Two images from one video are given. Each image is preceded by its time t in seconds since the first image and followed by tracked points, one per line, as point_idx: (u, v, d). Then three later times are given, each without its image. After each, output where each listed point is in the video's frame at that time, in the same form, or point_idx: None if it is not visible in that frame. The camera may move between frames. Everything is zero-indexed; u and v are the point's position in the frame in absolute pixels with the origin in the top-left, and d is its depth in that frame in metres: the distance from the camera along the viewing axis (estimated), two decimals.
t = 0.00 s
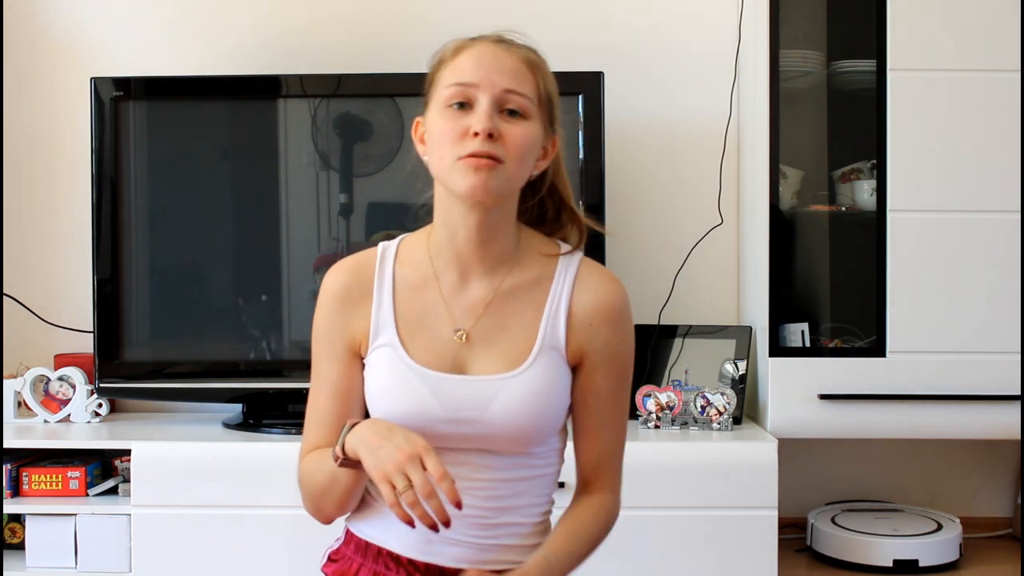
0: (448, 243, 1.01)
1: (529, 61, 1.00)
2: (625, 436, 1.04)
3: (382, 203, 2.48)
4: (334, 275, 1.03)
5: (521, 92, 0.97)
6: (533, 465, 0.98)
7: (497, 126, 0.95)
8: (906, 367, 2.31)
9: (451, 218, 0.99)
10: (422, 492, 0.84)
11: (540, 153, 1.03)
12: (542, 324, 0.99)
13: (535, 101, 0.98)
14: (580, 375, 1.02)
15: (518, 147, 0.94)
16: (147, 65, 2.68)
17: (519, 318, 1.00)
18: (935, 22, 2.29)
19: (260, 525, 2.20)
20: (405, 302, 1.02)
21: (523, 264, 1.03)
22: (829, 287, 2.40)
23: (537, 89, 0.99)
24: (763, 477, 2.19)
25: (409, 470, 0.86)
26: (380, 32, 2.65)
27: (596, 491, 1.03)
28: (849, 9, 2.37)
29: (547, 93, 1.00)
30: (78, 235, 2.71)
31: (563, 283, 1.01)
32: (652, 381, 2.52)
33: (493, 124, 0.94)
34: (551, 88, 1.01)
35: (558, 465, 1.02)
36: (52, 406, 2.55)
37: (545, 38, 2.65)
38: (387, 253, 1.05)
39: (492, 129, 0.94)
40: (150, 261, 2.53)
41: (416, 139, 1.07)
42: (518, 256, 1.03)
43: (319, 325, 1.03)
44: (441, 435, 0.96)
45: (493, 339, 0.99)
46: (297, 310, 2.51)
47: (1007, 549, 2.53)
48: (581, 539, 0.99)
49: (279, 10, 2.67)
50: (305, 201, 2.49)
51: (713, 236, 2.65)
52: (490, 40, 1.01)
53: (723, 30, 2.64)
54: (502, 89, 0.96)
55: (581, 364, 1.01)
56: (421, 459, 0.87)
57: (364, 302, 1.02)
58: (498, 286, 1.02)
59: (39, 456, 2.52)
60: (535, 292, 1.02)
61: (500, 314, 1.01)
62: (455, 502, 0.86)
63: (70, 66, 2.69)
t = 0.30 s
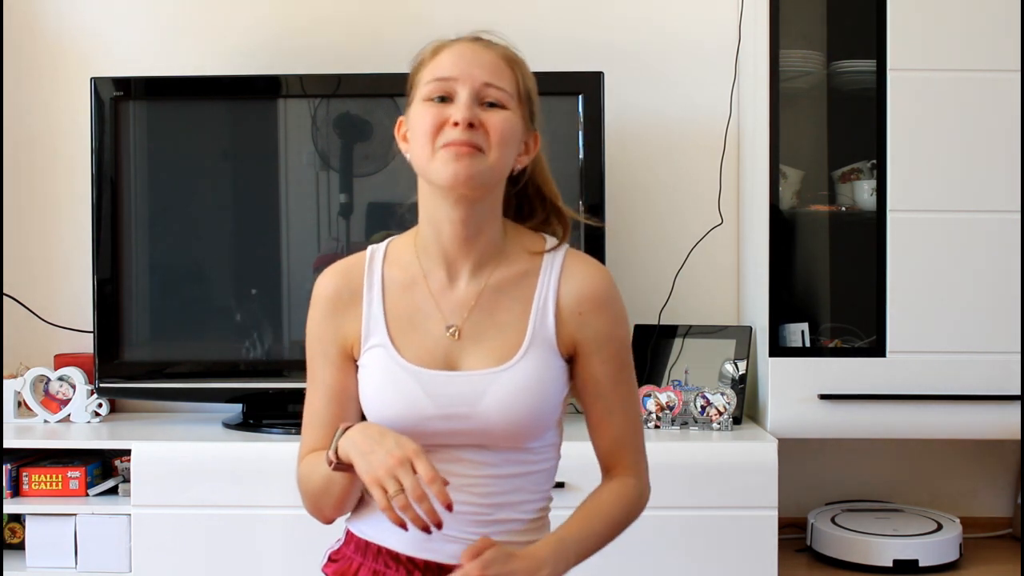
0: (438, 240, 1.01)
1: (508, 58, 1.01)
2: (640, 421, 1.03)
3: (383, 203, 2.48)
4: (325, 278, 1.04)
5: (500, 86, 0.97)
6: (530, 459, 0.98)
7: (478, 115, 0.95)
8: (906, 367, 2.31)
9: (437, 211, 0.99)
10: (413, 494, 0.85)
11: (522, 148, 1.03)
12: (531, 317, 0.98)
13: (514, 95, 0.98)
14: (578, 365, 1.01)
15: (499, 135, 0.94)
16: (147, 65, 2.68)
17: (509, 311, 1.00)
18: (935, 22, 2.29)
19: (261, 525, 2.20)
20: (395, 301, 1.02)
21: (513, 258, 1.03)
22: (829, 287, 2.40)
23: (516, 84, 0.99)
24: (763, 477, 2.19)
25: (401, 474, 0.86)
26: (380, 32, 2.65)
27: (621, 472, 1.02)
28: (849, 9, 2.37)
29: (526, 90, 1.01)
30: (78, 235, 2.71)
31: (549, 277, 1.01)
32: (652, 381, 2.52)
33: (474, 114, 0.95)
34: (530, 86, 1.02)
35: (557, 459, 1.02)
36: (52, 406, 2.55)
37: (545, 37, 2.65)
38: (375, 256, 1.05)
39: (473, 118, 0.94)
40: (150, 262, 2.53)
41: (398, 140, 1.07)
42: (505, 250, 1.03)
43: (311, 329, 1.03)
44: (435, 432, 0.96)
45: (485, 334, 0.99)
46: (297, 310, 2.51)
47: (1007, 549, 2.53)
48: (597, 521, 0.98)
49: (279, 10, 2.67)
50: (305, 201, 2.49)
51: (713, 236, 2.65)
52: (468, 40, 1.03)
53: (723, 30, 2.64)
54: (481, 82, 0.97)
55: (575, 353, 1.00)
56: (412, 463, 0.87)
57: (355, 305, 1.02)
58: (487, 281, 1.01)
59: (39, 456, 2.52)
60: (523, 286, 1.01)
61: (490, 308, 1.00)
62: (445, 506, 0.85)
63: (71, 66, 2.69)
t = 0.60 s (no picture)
0: (434, 241, 1.01)
1: (490, 68, 0.98)
2: (640, 418, 1.03)
3: (383, 203, 2.48)
4: (323, 278, 1.03)
5: (480, 104, 0.96)
6: (529, 456, 0.98)
7: (458, 138, 0.95)
8: (905, 367, 2.31)
9: (429, 220, 0.99)
10: (400, 490, 0.85)
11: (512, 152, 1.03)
12: (529, 314, 0.99)
13: (495, 111, 0.97)
14: (576, 362, 1.01)
15: (481, 160, 0.95)
16: (147, 65, 2.68)
17: (506, 309, 1.00)
18: (935, 22, 2.29)
19: (261, 525, 2.20)
20: (393, 300, 1.02)
21: (509, 256, 1.03)
22: (829, 287, 2.40)
23: (499, 95, 0.98)
24: (763, 477, 2.19)
25: (388, 470, 0.86)
26: (380, 31, 2.65)
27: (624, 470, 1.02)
28: (849, 10, 2.37)
29: (512, 96, 0.99)
30: (79, 236, 2.71)
31: (547, 272, 1.01)
32: (652, 382, 2.52)
33: (454, 137, 0.94)
34: (516, 90, 1.00)
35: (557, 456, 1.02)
36: (52, 406, 2.55)
37: (544, 37, 2.64)
38: (373, 255, 1.05)
39: (453, 145, 0.94)
40: (150, 261, 2.53)
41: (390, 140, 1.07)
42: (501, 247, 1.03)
43: (309, 329, 1.03)
44: (435, 429, 0.96)
45: (482, 333, 0.99)
46: (297, 310, 2.51)
47: (1007, 548, 2.53)
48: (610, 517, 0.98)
49: (279, 10, 2.66)
50: (305, 201, 2.49)
51: (713, 236, 2.65)
52: (450, 46, 1.00)
53: (723, 30, 2.64)
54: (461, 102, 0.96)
55: (574, 351, 1.01)
56: (400, 458, 0.87)
57: (353, 304, 1.02)
58: (485, 279, 1.01)
59: (39, 456, 2.53)
60: (520, 283, 1.01)
61: (488, 307, 1.00)
62: (432, 501, 0.85)
63: (70, 66, 2.69)
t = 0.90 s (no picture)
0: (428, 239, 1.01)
1: (479, 59, 0.99)
2: (637, 418, 1.02)
3: (383, 203, 2.48)
4: (320, 278, 1.04)
5: (472, 94, 0.97)
6: (525, 456, 0.97)
7: (453, 128, 0.95)
8: (905, 367, 2.31)
9: (424, 218, 0.99)
10: (392, 503, 0.85)
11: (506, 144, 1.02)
12: (524, 313, 0.98)
13: (488, 100, 0.97)
14: (572, 361, 1.01)
15: (476, 148, 0.95)
16: (147, 65, 2.68)
17: (502, 307, 1.00)
18: (935, 22, 2.29)
19: (260, 525, 2.21)
20: (389, 300, 1.02)
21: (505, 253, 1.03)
22: (829, 287, 2.40)
23: (490, 86, 0.98)
24: (762, 477, 2.19)
25: (383, 482, 0.86)
26: (380, 31, 2.65)
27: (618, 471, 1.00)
28: (849, 10, 2.37)
29: (502, 87, 1.00)
30: (78, 236, 2.71)
31: (542, 270, 1.01)
32: (652, 382, 2.52)
33: (448, 128, 0.94)
34: (506, 80, 1.01)
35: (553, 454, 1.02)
36: (52, 406, 2.55)
37: (544, 37, 2.64)
38: (370, 255, 1.05)
39: (447, 135, 0.94)
40: (150, 262, 2.53)
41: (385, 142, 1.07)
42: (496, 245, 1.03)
43: (306, 330, 1.04)
44: (432, 428, 0.96)
45: (479, 330, 0.99)
46: (297, 310, 2.51)
47: (1007, 548, 2.53)
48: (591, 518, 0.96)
49: (279, 10, 2.66)
50: (306, 201, 2.49)
51: (713, 236, 2.65)
52: (438, 41, 1.01)
53: (723, 30, 2.63)
54: (453, 93, 0.96)
55: (570, 349, 1.00)
56: (396, 471, 0.86)
57: (350, 305, 1.03)
58: (480, 277, 1.01)
59: (39, 456, 2.53)
60: (517, 279, 1.01)
61: (484, 304, 1.00)
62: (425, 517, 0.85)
63: (70, 66, 2.69)
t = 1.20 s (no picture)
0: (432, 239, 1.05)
1: (460, 74, 1.01)
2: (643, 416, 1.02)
3: (383, 203, 2.48)
4: (322, 279, 1.07)
5: (454, 114, 0.99)
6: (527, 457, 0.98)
7: (439, 152, 0.98)
8: (905, 367, 2.31)
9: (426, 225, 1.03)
10: (364, 523, 0.89)
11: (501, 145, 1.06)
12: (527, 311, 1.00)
13: (470, 116, 1.00)
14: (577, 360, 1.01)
15: (468, 170, 0.98)
16: (147, 65, 2.68)
17: (502, 307, 1.02)
18: (935, 22, 2.29)
19: (261, 525, 2.20)
20: (392, 301, 1.04)
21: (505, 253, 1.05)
22: (829, 287, 2.40)
23: (474, 101, 1.01)
24: (763, 477, 2.19)
25: (356, 500, 0.90)
26: (380, 31, 2.65)
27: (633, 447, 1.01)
28: (849, 10, 2.37)
29: (487, 96, 1.02)
30: (79, 236, 2.71)
31: (543, 270, 1.03)
32: (652, 382, 2.52)
33: (434, 153, 0.98)
34: (491, 85, 1.03)
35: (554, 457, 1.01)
36: (52, 406, 2.55)
37: (544, 37, 2.64)
38: (371, 255, 1.08)
39: (437, 161, 0.97)
40: (150, 262, 2.53)
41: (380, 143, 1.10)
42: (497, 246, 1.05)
43: (306, 329, 1.07)
44: (434, 427, 0.97)
45: (479, 329, 1.01)
46: (297, 310, 2.51)
47: (1007, 548, 2.53)
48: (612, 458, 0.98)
49: (279, 10, 2.66)
50: (306, 201, 2.49)
51: (713, 236, 2.65)
52: (420, 56, 1.03)
53: (722, 30, 2.64)
54: (435, 116, 0.99)
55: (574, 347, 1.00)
56: (370, 490, 0.90)
57: (350, 305, 1.05)
58: (483, 279, 1.04)
59: (39, 456, 2.53)
60: (516, 280, 1.04)
61: (484, 304, 1.03)
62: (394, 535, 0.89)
63: (71, 66, 2.69)
